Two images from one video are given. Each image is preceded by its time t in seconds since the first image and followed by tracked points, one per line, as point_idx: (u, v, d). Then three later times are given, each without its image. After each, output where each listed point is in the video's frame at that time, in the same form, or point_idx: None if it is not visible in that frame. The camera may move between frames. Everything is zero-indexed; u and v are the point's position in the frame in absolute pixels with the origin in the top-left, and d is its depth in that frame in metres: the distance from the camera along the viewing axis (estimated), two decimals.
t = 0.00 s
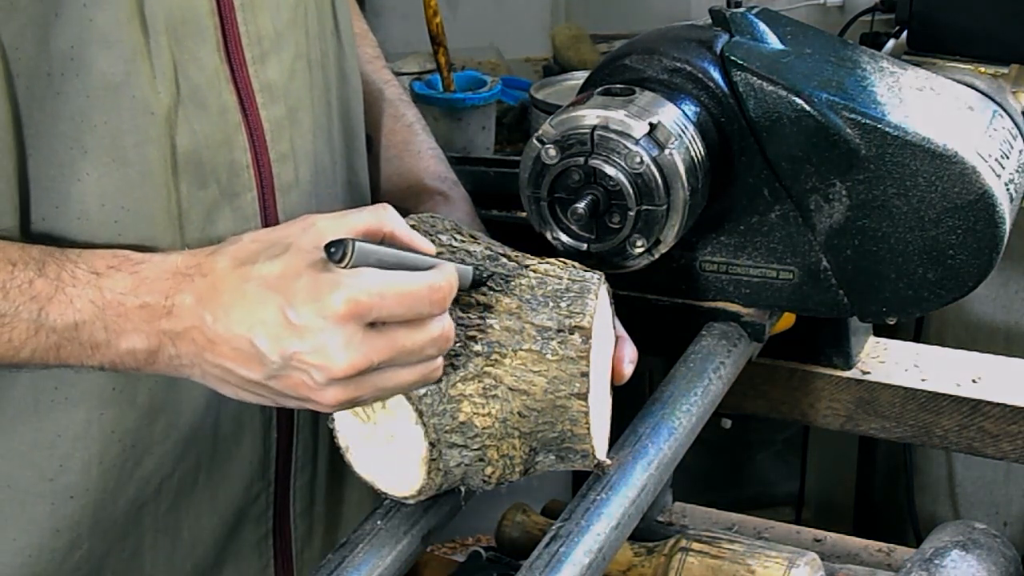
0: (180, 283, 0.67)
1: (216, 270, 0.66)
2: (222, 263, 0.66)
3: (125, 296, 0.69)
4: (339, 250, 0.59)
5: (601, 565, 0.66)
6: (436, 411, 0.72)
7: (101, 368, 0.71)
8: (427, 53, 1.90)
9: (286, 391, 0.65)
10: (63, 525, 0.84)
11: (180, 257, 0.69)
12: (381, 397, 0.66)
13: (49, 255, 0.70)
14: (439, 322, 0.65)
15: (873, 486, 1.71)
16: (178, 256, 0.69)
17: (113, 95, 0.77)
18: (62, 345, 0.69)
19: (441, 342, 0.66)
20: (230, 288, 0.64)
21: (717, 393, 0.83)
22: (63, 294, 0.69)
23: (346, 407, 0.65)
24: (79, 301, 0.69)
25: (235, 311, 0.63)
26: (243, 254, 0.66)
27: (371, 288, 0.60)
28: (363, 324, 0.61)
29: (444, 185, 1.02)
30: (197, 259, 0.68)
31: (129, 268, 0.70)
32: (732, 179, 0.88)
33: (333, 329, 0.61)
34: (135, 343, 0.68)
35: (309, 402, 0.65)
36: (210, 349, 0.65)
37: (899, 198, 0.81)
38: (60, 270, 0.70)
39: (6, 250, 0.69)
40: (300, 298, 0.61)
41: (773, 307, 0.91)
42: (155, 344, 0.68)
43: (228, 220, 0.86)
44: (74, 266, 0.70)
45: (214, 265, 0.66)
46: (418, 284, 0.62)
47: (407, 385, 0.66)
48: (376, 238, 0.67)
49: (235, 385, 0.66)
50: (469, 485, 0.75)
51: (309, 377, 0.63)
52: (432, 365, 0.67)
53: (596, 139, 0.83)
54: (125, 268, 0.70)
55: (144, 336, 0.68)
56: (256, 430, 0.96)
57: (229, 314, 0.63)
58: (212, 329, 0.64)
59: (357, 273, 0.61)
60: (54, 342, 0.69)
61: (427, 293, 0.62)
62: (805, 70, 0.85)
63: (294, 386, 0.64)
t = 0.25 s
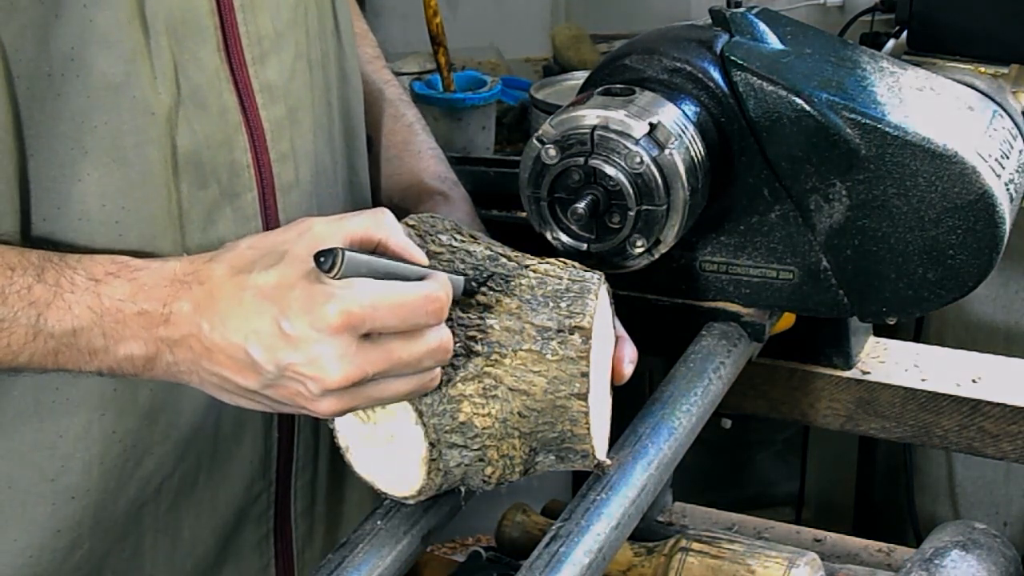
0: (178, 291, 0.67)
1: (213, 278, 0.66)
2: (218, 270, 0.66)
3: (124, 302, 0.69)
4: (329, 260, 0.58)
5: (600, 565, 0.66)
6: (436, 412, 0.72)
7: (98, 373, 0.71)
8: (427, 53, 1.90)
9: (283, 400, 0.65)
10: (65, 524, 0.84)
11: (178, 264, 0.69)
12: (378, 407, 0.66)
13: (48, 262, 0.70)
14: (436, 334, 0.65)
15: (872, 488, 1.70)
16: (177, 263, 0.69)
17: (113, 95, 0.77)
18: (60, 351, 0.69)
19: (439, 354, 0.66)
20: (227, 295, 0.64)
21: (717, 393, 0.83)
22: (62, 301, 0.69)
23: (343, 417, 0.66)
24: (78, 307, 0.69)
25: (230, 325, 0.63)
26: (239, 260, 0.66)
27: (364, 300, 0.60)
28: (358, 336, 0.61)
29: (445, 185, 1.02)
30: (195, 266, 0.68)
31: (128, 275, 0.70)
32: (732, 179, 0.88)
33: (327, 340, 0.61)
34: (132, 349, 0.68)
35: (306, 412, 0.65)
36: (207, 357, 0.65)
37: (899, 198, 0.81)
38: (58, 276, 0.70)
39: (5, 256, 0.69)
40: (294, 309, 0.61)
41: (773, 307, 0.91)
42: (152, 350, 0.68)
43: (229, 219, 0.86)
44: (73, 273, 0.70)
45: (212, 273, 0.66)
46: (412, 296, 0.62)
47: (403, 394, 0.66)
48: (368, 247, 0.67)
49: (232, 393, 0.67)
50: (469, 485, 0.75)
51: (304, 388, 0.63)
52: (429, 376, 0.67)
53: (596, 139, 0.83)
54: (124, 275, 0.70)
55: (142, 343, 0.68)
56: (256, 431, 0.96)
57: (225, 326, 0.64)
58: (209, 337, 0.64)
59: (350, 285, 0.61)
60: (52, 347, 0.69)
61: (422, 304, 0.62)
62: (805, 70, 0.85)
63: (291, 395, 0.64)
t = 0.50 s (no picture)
0: (176, 282, 0.67)
1: (210, 270, 0.65)
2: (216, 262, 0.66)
3: (121, 295, 0.69)
4: (333, 246, 0.59)
5: (600, 565, 0.66)
6: (437, 411, 0.72)
7: (97, 368, 0.71)
8: (427, 53, 1.90)
9: (285, 389, 0.65)
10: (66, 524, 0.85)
11: (174, 256, 0.69)
12: (382, 393, 0.66)
13: (45, 254, 0.70)
14: (439, 318, 0.65)
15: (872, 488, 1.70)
16: (173, 255, 0.69)
17: (113, 94, 0.77)
18: (59, 345, 0.69)
19: (442, 338, 0.66)
20: (226, 287, 0.64)
21: (717, 393, 0.83)
22: (60, 292, 0.69)
23: (346, 403, 0.66)
24: (76, 300, 0.69)
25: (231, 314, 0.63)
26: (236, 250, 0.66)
27: (366, 285, 0.60)
28: (360, 322, 0.61)
29: (444, 185, 1.02)
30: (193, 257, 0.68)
31: (127, 267, 0.70)
32: (732, 179, 0.88)
33: (330, 326, 0.61)
34: (131, 343, 0.68)
35: (310, 400, 0.65)
36: (207, 349, 0.66)
37: (899, 198, 0.81)
38: (56, 268, 0.70)
39: (3, 249, 0.69)
40: (295, 296, 0.61)
41: (773, 307, 0.91)
42: (151, 344, 0.68)
43: (229, 219, 0.86)
44: (71, 265, 0.70)
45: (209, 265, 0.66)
46: (415, 280, 0.62)
47: (407, 380, 0.66)
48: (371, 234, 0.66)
49: (232, 384, 0.67)
50: (469, 485, 0.75)
51: (306, 376, 0.63)
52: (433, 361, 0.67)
53: (596, 139, 0.83)
54: (122, 267, 0.70)
55: (141, 336, 0.68)
56: (256, 430, 0.96)
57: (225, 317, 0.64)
58: (209, 329, 0.64)
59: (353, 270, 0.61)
60: (50, 342, 0.69)
61: (426, 289, 0.62)
62: (805, 70, 0.85)
63: (295, 384, 0.64)
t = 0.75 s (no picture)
0: (181, 281, 0.67)
1: (216, 269, 0.66)
2: (223, 261, 0.66)
3: (125, 294, 0.69)
4: (339, 248, 0.59)
5: (600, 565, 0.66)
6: (437, 412, 0.72)
7: (99, 367, 0.71)
8: (427, 53, 1.90)
9: (287, 389, 0.65)
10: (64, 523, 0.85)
11: (178, 256, 0.69)
12: (384, 395, 0.66)
13: (48, 253, 0.70)
14: (444, 324, 0.65)
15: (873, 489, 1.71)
16: (177, 255, 0.70)
17: (110, 94, 0.77)
18: (62, 344, 0.69)
19: (445, 343, 0.65)
20: (231, 287, 0.64)
21: (717, 392, 0.83)
22: (63, 292, 0.69)
23: (347, 404, 0.65)
24: (79, 298, 0.69)
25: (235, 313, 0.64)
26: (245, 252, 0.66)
27: (372, 288, 0.60)
28: (364, 323, 0.61)
29: (445, 185, 1.02)
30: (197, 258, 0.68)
31: (129, 266, 0.70)
32: (732, 179, 0.88)
33: (333, 327, 0.61)
34: (135, 342, 0.68)
35: (311, 400, 0.65)
36: (210, 349, 0.66)
37: (899, 198, 0.81)
38: (59, 266, 0.70)
39: (6, 248, 0.69)
40: (301, 296, 0.61)
41: (773, 307, 0.91)
42: (154, 343, 0.68)
43: (228, 219, 0.86)
44: (74, 263, 0.70)
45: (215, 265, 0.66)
46: (421, 284, 0.62)
47: (409, 383, 0.66)
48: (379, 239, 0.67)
49: (235, 385, 0.67)
50: (469, 485, 0.75)
51: (308, 375, 0.63)
52: (434, 365, 0.67)
53: (596, 139, 0.83)
54: (125, 266, 0.70)
55: (144, 335, 0.68)
56: (254, 430, 0.96)
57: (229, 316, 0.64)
58: (212, 328, 0.65)
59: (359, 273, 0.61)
60: (53, 340, 0.69)
61: (430, 293, 0.62)
62: (805, 70, 0.85)
63: (296, 383, 0.64)
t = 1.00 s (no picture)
0: (179, 281, 0.67)
1: (215, 269, 0.66)
2: (220, 261, 0.66)
3: (123, 294, 0.69)
4: (335, 248, 0.59)
5: (600, 565, 0.66)
6: (437, 411, 0.72)
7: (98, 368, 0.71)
8: (427, 53, 1.90)
9: (286, 389, 0.65)
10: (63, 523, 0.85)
11: (178, 256, 0.69)
12: (384, 393, 0.66)
13: (46, 254, 0.70)
14: (442, 322, 0.65)
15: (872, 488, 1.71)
16: (177, 255, 0.69)
17: (109, 94, 0.77)
18: (61, 344, 0.69)
19: (444, 340, 0.66)
20: (229, 288, 0.64)
21: (717, 392, 0.83)
22: (61, 292, 0.69)
23: (347, 403, 0.66)
24: (78, 298, 0.69)
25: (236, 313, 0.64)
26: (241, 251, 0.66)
27: (371, 287, 0.60)
28: (364, 323, 0.61)
29: (444, 186, 1.02)
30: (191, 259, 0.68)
31: (127, 267, 0.70)
32: (732, 179, 0.88)
33: (333, 328, 0.61)
34: (133, 342, 0.68)
35: (311, 400, 0.65)
36: (209, 349, 0.66)
37: (899, 198, 0.81)
38: (57, 267, 0.69)
39: (4, 248, 0.69)
40: (301, 296, 0.61)
41: (773, 306, 0.91)
42: (153, 344, 0.68)
43: (227, 219, 0.86)
44: (72, 264, 0.70)
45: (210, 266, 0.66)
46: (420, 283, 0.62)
47: (408, 380, 0.66)
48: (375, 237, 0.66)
49: (235, 384, 0.67)
50: (469, 485, 0.75)
51: (309, 375, 0.63)
52: (432, 363, 0.67)
53: (596, 139, 0.83)
54: (123, 267, 0.70)
55: (143, 335, 0.68)
56: (254, 430, 0.96)
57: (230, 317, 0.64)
58: (212, 328, 0.65)
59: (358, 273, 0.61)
60: (52, 341, 0.69)
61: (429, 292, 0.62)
62: (805, 70, 0.85)
63: (296, 383, 0.64)
